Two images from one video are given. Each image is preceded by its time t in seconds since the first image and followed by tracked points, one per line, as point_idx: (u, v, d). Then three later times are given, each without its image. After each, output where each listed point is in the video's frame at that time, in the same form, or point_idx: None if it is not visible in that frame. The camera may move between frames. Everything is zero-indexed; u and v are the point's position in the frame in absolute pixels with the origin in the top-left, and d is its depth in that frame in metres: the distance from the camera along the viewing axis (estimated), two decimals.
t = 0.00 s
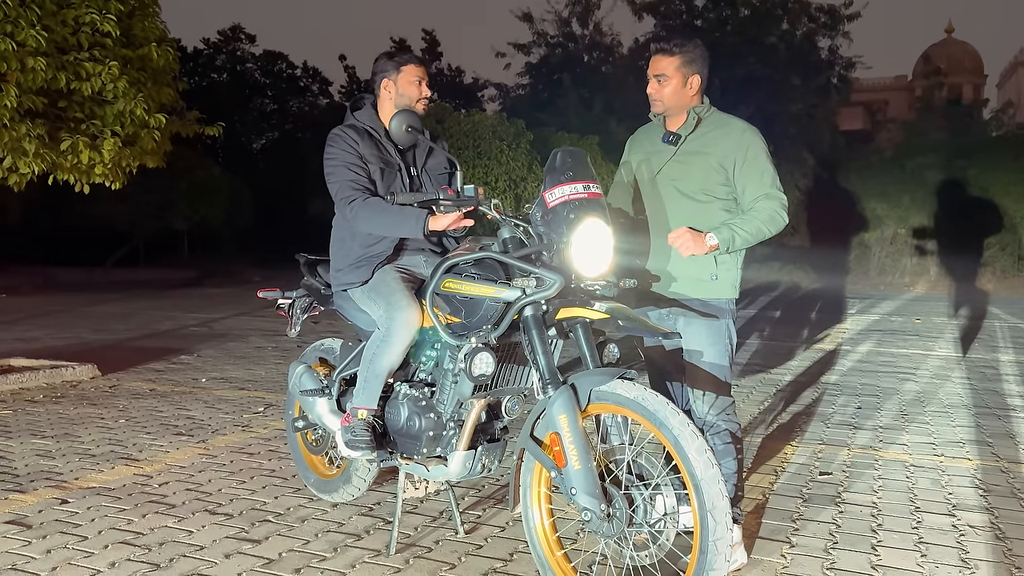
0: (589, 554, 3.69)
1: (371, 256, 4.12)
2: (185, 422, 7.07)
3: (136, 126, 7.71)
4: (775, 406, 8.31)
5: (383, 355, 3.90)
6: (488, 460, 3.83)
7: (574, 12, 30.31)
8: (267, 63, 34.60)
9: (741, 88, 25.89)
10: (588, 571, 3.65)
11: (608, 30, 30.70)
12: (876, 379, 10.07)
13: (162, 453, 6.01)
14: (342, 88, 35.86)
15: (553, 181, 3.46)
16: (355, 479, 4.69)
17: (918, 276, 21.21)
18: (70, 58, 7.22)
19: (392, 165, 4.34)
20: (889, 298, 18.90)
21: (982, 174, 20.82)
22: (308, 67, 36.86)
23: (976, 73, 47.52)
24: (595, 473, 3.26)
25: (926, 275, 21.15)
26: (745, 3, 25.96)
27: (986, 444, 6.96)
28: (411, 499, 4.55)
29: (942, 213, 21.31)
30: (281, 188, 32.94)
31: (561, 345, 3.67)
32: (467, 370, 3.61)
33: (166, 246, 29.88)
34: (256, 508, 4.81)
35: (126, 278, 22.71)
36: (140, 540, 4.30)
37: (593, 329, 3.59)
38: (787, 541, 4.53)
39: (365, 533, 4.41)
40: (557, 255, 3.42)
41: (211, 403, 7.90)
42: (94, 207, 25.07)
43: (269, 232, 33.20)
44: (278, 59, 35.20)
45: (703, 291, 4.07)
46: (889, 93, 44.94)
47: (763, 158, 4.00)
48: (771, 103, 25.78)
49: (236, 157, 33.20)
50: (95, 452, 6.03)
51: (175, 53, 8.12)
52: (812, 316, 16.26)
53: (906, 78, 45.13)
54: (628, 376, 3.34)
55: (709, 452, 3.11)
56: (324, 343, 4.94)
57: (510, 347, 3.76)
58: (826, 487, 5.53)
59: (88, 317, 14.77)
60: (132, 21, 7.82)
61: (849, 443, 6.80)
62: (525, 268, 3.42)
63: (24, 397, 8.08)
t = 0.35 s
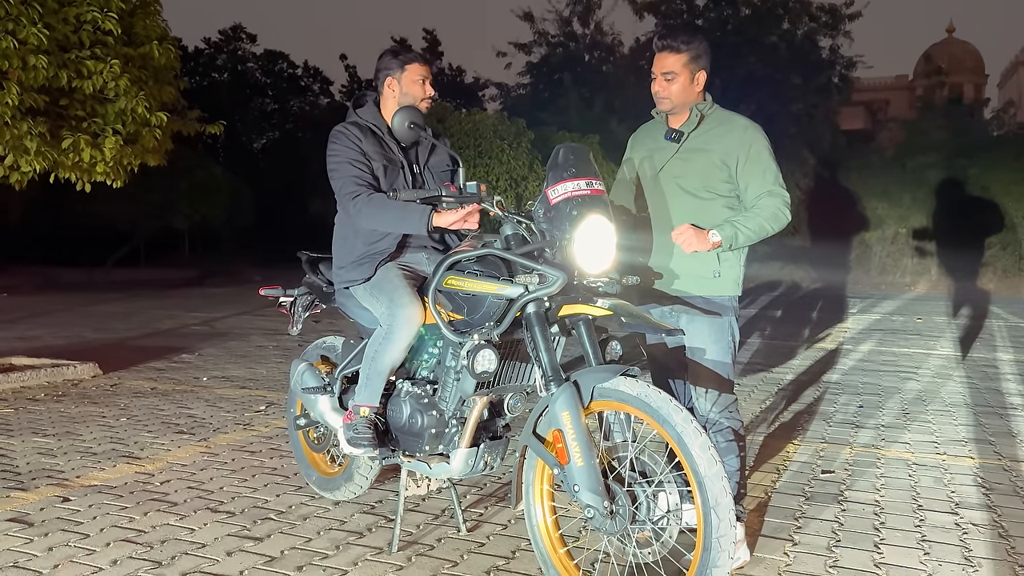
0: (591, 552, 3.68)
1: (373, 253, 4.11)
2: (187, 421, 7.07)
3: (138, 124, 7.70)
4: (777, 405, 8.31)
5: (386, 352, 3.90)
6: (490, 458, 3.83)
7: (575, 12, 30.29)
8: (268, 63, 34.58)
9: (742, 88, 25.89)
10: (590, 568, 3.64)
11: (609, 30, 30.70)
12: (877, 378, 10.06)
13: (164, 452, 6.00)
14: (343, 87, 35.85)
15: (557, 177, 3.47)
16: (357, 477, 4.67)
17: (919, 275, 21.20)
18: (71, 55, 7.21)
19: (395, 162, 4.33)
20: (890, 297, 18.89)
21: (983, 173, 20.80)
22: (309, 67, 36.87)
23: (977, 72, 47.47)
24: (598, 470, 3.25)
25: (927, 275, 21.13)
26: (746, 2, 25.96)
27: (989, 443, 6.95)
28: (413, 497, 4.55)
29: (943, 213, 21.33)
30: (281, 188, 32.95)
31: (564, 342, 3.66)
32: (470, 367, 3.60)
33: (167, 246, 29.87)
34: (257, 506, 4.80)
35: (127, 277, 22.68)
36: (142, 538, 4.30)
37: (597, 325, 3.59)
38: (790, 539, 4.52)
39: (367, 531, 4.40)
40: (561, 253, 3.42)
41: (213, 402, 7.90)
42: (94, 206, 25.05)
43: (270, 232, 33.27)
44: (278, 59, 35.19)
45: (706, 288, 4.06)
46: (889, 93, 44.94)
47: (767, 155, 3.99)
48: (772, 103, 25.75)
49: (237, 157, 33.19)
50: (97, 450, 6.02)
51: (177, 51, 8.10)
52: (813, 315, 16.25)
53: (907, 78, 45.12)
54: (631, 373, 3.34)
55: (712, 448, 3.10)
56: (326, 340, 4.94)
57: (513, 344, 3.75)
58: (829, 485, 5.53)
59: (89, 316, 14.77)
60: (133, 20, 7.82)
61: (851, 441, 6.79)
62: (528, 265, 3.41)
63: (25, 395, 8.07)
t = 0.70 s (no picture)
0: (592, 553, 3.66)
1: (374, 253, 4.08)
2: (187, 421, 7.06)
3: (139, 124, 7.69)
4: (779, 405, 8.29)
5: (388, 352, 3.88)
6: (492, 457, 3.81)
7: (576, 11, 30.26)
8: (270, 62, 34.43)
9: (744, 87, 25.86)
10: (592, 568, 3.62)
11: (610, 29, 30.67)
12: (879, 378, 10.04)
13: (164, 452, 5.99)
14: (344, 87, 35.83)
15: (558, 176, 3.46)
16: (358, 477, 4.66)
17: (921, 275, 21.16)
18: (72, 55, 7.20)
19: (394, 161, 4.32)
20: (893, 297, 18.86)
21: (985, 173, 20.78)
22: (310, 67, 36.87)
23: (979, 72, 47.36)
24: (600, 471, 3.23)
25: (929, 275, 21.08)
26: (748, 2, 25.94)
27: (992, 443, 6.92)
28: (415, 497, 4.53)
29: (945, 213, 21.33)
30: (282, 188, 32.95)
31: (566, 342, 3.65)
32: (471, 367, 3.57)
33: (168, 246, 29.86)
34: (258, 506, 4.79)
35: (129, 277, 22.66)
36: (143, 538, 4.29)
37: (598, 325, 3.57)
38: (792, 540, 4.51)
39: (368, 531, 4.39)
40: (563, 252, 3.40)
41: (213, 402, 7.88)
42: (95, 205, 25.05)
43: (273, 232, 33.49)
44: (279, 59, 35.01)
45: (708, 288, 4.04)
46: (891, 92, 44.87)
47: (769, 154, 3.97)
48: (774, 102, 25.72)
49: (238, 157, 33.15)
50: (97, 450, 6.01)
51: (178, 50, 8.09)
52: (815, 315, 16.22)
53: (908, 78, 45.05)
54: (633, 372, 3.33)
55: (715, 450, 3.08)
56: (326, 340, 4.93)
57: (514, 344, 3.73)
58: (831, 485, 5.51)
59: (91, 316, 14.75)
60: (134, 19, 7.80)
61: (853, 442, 6.77)
62: (530, 264, 3.39)
63: (25, 395, 8.06)
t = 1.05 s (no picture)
0: (597, 553, 3.63)
1: (377, 252, 4.04)
2: (190, 420, 7.04)
3: (140, 123, 7.67)
4: (783, 405, 8.25)
5: (390, 352, 3.84)
6: (495, 458, 3.79)
7: (579, 11, 30.22)
8: (272, 62, 34.28)
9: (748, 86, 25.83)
10: (597, 569, 3.59)
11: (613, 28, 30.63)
12: (883, 378, 10.00)
13: (167, 451, 5.98)
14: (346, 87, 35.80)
15: (562, 175, 3.42)
16: (361, 477, 4.63)
17: (925, 274, 21.10)
18: (73, 54, 7.19)
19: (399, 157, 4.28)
20: (897, 296, 18.82)
21: (989, 172, 20.73)
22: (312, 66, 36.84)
23: (983, 71, 47.16)
24: (604, 471, 3.21)
25: (932, 274, 21.03)
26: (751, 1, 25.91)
27: (999, 443, 6.87)
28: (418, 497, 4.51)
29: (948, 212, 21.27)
30: (285, 188, 32.95)
31: (569, 342, 3.62)
32: (474, 366, 3.52)
33: (171, 246, 29.86)
34: (260, 506, 4.77)
35: (132, 277, 22.67)
36: (144, 538, 4.26)
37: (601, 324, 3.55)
38: (798, 540, 4.47)
39: (371, 532, 4.37)
40: (567, 251, 3.37)
41: (216, 402, 7.86)
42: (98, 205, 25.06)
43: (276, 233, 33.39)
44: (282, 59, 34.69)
45: (713, 287, 4.02)
46: (894, 92, 44.72)
47: (775, 153, 3.94)
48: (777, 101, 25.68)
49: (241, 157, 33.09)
50: (99, 450, 6.00)
51: (179, 50, 8.07)
52: (818, 315, 16.17)
53: (911, 77, 44.90)
54: (637, 372, 3.30)
55: (720, 450, 3.05)
56: (329, 340, 4.89)
57: (518, 343, 3.70)
58: (836, 486, 5.48)
59: (94, 316, 14.73)
60: (136, 18, 7.78)
61: (858, 442, 6.73)
62: (533, 262, 3.35)
63: (28, 395, 8.04)
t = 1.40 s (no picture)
0: (604, 556, 3.59)
1: (385, 251, 3.99)
2: (193, 421, 7.02)
3: (144, 123, 7.65)
4: (789, 405, 8.21)
5: (394, 353, 3.80)
6: (500, 460, 3.76)
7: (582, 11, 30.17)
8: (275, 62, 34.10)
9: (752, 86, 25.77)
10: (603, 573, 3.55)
11: (617, 28, 30.59)
12: (889, 378, 9.95)
13: (170, 452, 5.95)
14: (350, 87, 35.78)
15: (568, 173, 3.39)
16: (364, 479, 4.60)
17: (930, 275, 21.05)
18: (77, 53, 7.17)
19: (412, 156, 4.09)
20: (903, 297, 18.79)
21: (994, 172, 20.69)
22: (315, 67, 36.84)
23: (987, 71, 47.06)
24: (612, 474, 3.17)
25: (937, 275, 20.97)
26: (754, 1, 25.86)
27: (1006, 445, 6.84)
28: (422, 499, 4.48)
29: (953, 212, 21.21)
30: (288, 188, 32.97)
31: (576, 343, 3.59)
32: (479, 368, 3.49)
33: (174, 246, 29.85)
34: (264, 508, 4.74)
35: (136, 276, 22.70)
36: (147, 540, 4.23)
37: (608, 326, 3.52)
38: (806, 543, 4.44)
39: (375, 534, 4.33)
40: (573, 252, 3.34)
41: (219, 402, 7.85)
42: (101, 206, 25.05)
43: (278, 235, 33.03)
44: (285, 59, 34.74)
45: (722, 287, 3.98)
46: (898, 91, 44.60)
47: (783, 152, 3.90)
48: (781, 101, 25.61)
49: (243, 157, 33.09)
50: (102, 451, 5.97)
51: (183, 49, 8.06)
52: (822, 315, 16.11)
53: (915, 77, 44.80)
54: (645, 373, 3.25)
55: (730, 453, 3.02)
56: (333, 340, 4.86)
57: (524, 345, 3.66)
58: (843, 488, 5.44)
59: (97, 316, 14.71)
60: (139, 17, 7.75)
61: (865, 443, 6.70)
62: (539, 263, 3.31)
63: (31, 395, 8.02)
